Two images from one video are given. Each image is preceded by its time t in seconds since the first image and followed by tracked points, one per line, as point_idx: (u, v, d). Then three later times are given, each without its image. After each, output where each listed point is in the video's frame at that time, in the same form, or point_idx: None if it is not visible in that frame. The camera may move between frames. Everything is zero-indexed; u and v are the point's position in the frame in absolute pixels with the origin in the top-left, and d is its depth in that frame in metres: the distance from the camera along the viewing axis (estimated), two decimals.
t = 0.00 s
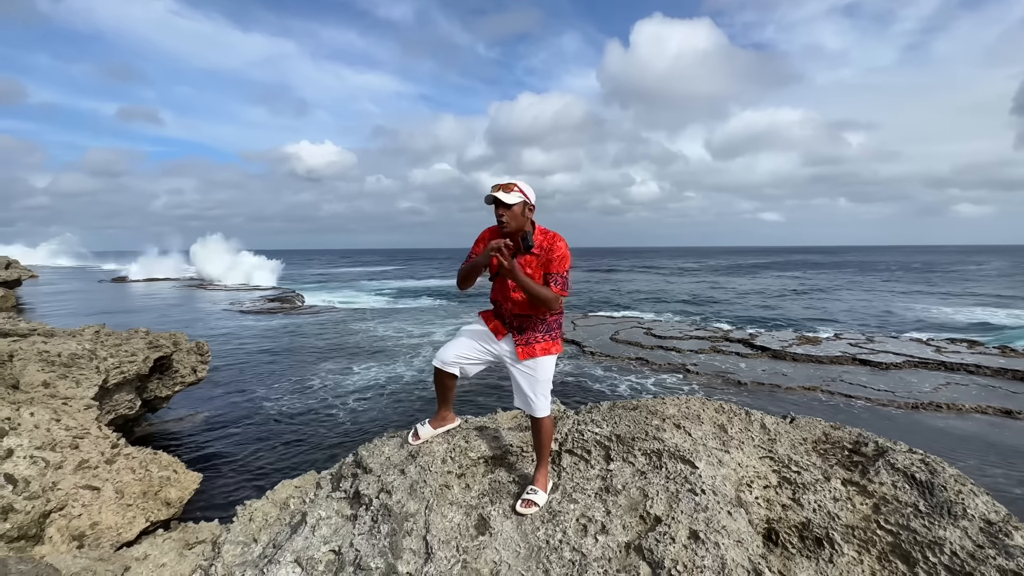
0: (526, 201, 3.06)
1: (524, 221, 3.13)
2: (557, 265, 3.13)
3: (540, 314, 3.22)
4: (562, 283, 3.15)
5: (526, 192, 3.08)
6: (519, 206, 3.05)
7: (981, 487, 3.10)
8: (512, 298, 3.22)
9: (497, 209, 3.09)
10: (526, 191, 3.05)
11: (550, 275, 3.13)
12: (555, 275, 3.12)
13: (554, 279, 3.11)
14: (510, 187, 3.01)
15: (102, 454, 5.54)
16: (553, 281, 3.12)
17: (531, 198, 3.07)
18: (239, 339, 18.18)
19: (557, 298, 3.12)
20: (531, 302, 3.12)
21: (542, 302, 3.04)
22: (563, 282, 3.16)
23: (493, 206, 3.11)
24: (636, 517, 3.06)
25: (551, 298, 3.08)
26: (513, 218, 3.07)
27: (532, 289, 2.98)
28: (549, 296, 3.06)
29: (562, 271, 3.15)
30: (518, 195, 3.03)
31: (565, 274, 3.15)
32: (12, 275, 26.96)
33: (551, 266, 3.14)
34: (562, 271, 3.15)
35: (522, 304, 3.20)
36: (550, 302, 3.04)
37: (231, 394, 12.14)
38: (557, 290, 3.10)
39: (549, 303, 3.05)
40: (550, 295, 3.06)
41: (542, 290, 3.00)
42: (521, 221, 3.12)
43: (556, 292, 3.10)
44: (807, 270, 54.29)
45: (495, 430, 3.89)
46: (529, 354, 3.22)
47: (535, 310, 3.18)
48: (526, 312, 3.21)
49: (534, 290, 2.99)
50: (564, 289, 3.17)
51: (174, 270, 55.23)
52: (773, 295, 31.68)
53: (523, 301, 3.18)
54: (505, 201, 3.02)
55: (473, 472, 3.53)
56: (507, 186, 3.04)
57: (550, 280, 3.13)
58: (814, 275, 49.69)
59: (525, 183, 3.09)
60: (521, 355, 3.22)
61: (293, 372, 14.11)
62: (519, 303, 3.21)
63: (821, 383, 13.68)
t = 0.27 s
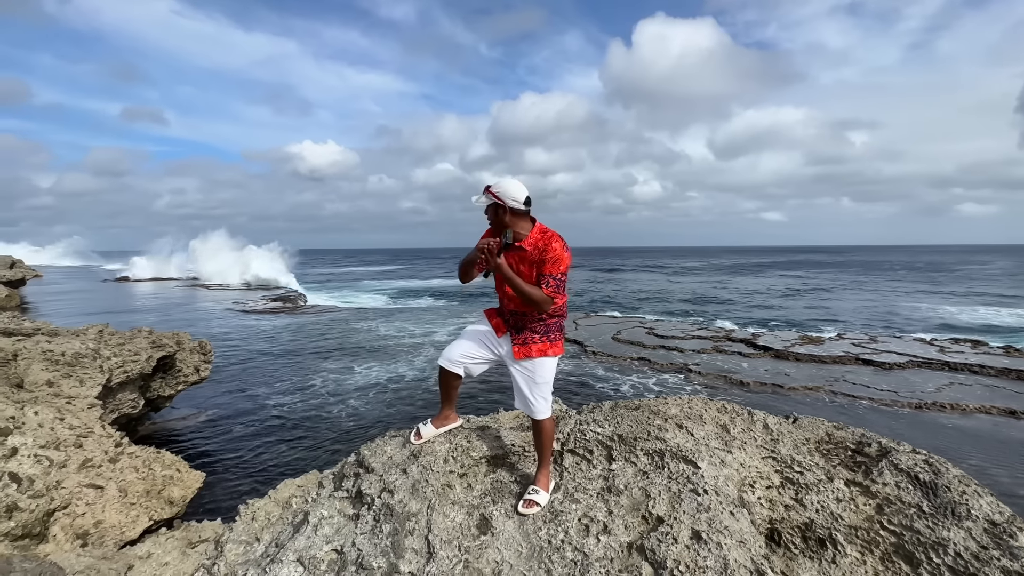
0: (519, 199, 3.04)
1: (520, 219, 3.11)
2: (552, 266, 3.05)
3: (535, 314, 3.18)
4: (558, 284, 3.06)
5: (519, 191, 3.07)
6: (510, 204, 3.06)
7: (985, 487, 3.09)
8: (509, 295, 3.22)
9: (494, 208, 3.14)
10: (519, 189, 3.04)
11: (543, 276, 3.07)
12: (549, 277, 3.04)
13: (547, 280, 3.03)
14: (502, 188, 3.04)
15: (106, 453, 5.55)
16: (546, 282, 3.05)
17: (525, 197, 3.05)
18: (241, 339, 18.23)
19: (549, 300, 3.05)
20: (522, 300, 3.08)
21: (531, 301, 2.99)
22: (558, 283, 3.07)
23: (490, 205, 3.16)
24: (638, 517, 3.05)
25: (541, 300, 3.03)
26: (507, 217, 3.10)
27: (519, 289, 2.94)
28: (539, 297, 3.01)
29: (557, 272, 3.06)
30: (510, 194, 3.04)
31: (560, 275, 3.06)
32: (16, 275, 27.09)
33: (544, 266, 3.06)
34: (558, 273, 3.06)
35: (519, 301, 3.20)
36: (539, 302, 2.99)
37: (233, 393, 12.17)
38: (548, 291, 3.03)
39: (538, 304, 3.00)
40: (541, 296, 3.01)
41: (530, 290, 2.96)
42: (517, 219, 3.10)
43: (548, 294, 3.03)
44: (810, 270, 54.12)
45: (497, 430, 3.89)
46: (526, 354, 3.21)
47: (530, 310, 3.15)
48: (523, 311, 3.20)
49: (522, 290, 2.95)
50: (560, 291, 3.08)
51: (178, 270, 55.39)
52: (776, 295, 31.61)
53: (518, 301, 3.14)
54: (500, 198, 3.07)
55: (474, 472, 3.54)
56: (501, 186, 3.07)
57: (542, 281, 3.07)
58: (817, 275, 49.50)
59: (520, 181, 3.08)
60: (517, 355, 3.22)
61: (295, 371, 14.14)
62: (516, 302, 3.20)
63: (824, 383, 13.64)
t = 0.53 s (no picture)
0: (516, 198, 3.04)
1: (519, 219, 3.11)
2: (547, 266, 3.03)
3: (533, 313, 3.17)
4: (553, 285, 3.04)
5: (518, 190, 3.07)
6: (508, 203, 3.06)
7: (991, 489, 3.07)
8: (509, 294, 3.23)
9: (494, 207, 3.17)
10: (516, 188, 3.05)
11: (539, 276, 3.06)
12: (544, 277, 3.03)
13: (542, 280, 3.03)
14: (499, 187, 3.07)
15: (111, 452, 5.58)
16: (541, 282, 3.04)
17: (523, 196, 3.05)
18: (245, 339, 18.29)
19: (544, 300, 3.04)
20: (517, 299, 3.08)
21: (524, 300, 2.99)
22: (554, 284, 3.05)
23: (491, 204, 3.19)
24: (641, 518, 3.04)
25: (535, 299, 3.02)
26: (505, 216, 3.10)
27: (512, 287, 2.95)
28: (532, 296, 3.00)
29: (553, 272, 3.04)
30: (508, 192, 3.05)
31: (555, 276, 3.04)
32: (22, 275, 27.24)
33: (539, 267, 3.05)
34: (553, 273, 3.04)
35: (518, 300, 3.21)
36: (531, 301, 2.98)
37: (237, 393, 12.21)
38: (542, 291, 3.01)
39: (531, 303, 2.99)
40: (534, 296, 3.01)
41: (522, 289, 2.97)
42: (515, 218, 3.11)
43: (542, 294, 3.02)
44: (814, 270, 53.93)
45: (500, 430, 3.89)
46: (525, 354, 3.21)
47: (528, 309, 3.14)
48: (521, 311, 3.20)
49: (515, 289, 2.95)
50: (555, 292, 3.06)
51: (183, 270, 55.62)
52: (779, 295, 31.54)
53: (515, 300, 3.15)
54: (497, 198, 3.10)
55: (477, 472, 3.53)
56: (499, 185, 3.09)
57: (538, 281, 3.06)
58: (822, 275, 49.30)
59: (519, 181, 3.08)
60: (516, 354, 3.23)
61: (299, 371, 14.18)
62: (515, 302, 3.21)
63: (828, 384, 13.59)
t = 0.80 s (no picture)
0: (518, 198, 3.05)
1: (522, 218, 3.11)
2: (546, 268, 3.03)
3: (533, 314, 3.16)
4: (552, 286, 3.04)
5: (522, 190, 3.08)
6: (512, 203, 3.06)
7: (999, 491, 3.04)
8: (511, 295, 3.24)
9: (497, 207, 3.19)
10: (518, 187, 3.06)
11: (537, 277, 3.06)
12: (543, 278, 3.03)
13: (540, 282, 3.03)
14: (502, 186, 3.08)
15: (118, 451, 5.62)
16: (539, 283, 3.04)
17: (525, 195, 3.06)
18: (250, 339, 18.38)
19: (542, 301, 3.03)
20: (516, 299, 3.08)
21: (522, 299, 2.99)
22: (553, 285, 3.04)
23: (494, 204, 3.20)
24: (646, 519, 3.04)
25: (534, 300, 3.02)
26: (507, 215, 3.10)
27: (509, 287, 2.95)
28: (530, 297, 3.00)
29: (552, 274, 3.04)
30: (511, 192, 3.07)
31: (554, 278, 3.03)
32: (31, 276, 27.48)
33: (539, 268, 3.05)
34: (552, 274, 3.03)
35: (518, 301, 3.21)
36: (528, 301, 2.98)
37: (242, 392, 12.27)
38: (540, 292, 3.01)
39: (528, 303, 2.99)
40: (533, 297, 3.01)
41: (520, 289, 2.96)
42: (517, 218, 3.12)
43: (540, 295, 3.01)
44: (820, 270, 53.67)
45: (503, 430, 3.89)
46: (525, 354, 3.21)
47: (527, 310, 3.14)
48: (522, 312, 3.20)
49: (513, 289, 2.95)
50: (554, 293, 3.05)
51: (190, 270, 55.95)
52: (784, 295, 31.41)
53: (515, 301, 3.15)
54: (499, 197, 3.11)
55: (481, 472, 3.54)
56: (503, 184, 3.10)
57: (537, 282, 3.06)
58: (828, 275, 49.06)
59: (524, 181, 3.09)
60: (517, 355, 3.24)
61: (304, 371, 14.24)
62: (515, 302, 3.21)
63: (834, 385, 13.51)
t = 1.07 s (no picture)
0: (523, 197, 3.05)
1: (526, 217, 3.11)
2: (547, 268, 3.03)
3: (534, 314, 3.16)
4: (553, 287, 3.03)
5: (529, 188, 3.08)
6: (518, 201, 3.06)
7: (1009, 493, 3.01)
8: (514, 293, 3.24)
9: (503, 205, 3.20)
10: (524, 186, 3.06)
11: (538, 277, 3.06)
12: (543, 279, 3.03)
13: (541, 282, 3.02)
14: (508, 184, 3.09)
15: (125, 450, 5.67)
16: (540, 283, 3.04)
17: (530, 194, 3.05)
18: (257, 339, 18.47)
19: (542, 302, 3.02)
20: (517, 298, 3.09)
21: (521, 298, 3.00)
22: (553, 286, 3.04)
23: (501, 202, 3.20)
24: (651, 520, 3.03)
25: (533, 300, 3.02)
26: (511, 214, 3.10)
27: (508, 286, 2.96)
28: (529, 297, 3.00)
29: (552, 274, 3.03)
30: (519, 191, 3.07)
31: (555, 278, 3.02)
32: (40, 276, 27.76)
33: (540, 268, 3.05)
34: (553, 275, 3.03)
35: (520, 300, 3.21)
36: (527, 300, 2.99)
37: (248, 392, 12.34)
38: (540, 292, 3.01)
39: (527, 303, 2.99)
40: (533, 297, 3.00)
41: (519, 288, 2.97)
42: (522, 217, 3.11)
43: (540, 295, 3.01)
44: (827, 270, 53.33)
45: (508, 431, 3.89)
46: (526, 354, 3.21)
47: (528, 309, 3.14)
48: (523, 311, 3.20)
49: (512, 288, 2.96)
50: (554, 294, 3.04)
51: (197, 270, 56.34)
52: (791, 296, 31.25)
53: (516, 299, 3.15)
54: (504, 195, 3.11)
55: (486, 472, 3.54)
56: (510, 182, 3.09)
57: (537, 282, 3.06)
58: (834, 275, 48.77)
59: (532, 181, 3.09)
60: (518, 354, 3.24)
61: (309, 371, 14.30)
62: (517, 301, 3.21)
63: (840, 386, 13.42)
